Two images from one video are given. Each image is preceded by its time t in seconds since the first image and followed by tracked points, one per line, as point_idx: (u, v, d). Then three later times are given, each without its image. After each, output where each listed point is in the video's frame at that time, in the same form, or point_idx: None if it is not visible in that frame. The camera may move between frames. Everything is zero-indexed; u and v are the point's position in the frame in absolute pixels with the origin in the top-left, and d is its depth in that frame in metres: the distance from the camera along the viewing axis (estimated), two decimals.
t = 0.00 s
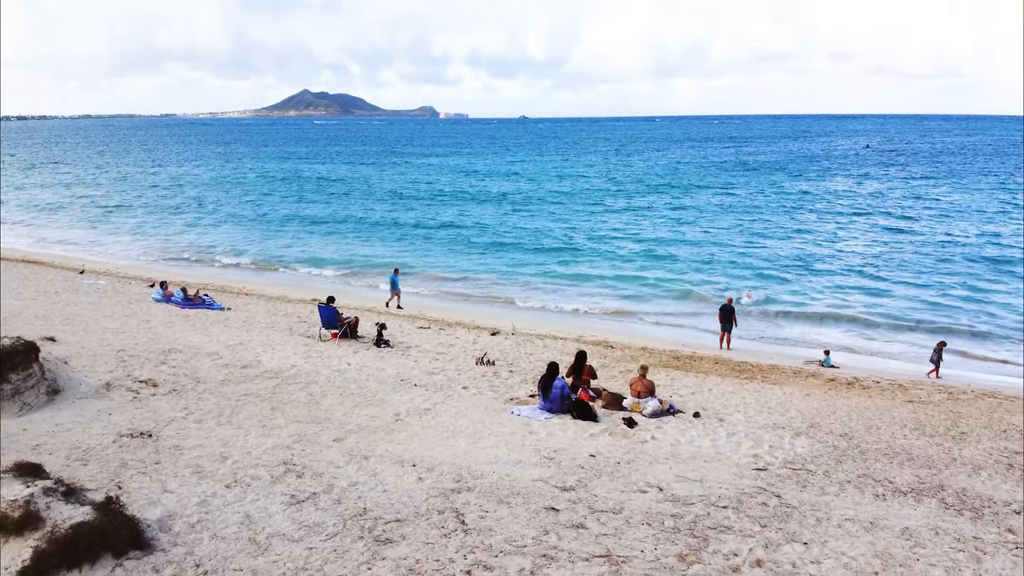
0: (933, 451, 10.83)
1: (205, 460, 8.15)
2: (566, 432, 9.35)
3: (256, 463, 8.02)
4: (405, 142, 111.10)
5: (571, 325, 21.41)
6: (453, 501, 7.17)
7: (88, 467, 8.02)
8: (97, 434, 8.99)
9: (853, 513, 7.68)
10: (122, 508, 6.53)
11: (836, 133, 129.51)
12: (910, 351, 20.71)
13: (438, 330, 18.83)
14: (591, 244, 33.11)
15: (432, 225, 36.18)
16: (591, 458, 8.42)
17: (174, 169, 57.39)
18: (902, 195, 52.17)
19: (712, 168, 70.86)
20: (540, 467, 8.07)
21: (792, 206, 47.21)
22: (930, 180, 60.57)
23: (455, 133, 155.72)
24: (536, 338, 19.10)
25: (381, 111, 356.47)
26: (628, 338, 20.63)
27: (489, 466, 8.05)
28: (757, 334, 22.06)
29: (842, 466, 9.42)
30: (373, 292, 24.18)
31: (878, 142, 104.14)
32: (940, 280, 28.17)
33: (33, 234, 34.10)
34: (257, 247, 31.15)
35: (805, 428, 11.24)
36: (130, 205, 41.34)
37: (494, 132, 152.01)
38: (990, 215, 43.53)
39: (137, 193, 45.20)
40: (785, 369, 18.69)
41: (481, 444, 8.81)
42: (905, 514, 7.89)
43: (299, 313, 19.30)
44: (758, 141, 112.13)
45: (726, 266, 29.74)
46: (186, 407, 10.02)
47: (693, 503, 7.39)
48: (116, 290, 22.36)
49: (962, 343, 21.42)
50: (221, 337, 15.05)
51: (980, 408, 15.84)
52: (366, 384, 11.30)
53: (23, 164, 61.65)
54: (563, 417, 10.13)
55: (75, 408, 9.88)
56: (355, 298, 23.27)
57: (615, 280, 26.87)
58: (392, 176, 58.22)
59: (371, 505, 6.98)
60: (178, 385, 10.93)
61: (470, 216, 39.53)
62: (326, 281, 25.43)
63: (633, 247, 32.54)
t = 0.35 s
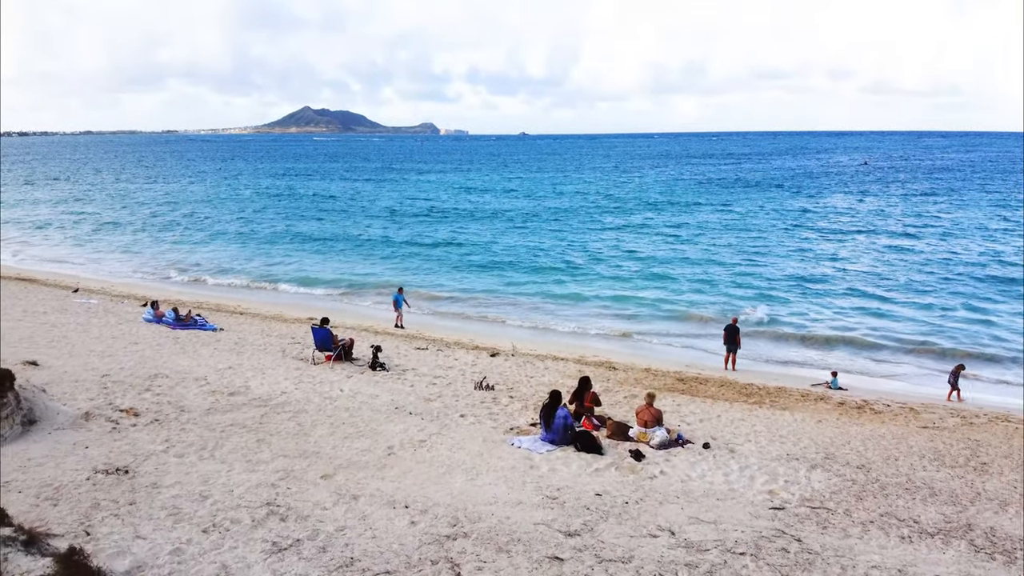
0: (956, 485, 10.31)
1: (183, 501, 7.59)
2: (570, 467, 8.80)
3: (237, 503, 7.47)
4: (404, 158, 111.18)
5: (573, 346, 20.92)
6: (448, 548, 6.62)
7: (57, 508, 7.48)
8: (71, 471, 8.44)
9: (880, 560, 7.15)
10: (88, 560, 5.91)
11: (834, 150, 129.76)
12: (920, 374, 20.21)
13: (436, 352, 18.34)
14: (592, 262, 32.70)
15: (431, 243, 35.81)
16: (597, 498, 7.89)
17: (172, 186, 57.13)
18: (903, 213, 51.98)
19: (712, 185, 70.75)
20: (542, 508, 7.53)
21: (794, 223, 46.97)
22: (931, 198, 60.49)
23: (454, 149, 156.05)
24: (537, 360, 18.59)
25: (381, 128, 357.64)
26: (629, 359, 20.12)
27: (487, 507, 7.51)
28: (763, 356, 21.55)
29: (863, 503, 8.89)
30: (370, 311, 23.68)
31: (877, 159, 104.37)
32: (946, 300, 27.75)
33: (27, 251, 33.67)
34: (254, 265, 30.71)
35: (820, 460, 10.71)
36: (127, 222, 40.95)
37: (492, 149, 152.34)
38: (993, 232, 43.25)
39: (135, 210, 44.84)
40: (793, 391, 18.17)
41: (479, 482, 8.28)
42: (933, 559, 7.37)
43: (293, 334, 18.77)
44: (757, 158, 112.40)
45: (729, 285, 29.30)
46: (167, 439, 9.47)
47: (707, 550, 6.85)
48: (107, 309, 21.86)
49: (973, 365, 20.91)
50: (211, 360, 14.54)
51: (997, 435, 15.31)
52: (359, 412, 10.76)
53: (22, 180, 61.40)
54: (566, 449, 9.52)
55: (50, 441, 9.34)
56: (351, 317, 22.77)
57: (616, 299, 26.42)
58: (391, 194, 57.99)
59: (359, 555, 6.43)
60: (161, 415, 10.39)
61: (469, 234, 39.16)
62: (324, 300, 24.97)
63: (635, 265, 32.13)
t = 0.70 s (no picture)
0: (981, 521, 9.78)
1: (157, 544, 7.05)
2: (574, 504, 8.28)
3: (215, 548, 6.93)
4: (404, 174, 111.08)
5: (574, 366, 20.38)
6: None
7: (22, 552, 6.95)
8: (41, 509, 7.89)
9: None
10: None
11: (832, 166, 130.02)
12: (931, 396, 19.70)
13: (434, 372, 17.82)
14: (593, 281, 32.23)
15: (430, 261, 35.38)
16: (604, 541, 7.36)
17: (170, 202, 56.74)
18: (905, 229, 51.69)
19: (712, 201, 70.51)
20: (545, 553, 7.01)
21: (796, 240, 46.61)
22: (931, 214, 60.24)
23: (454, 164, 156.11)
24: (538, 381, 18.05)
25: (381, 144, 359.10)
26: (633, 380, 19.59)
27: (486, 552, 6.98)
28: (769, 377, 21.03)
29: (886, 543, 8.38)
30: (367, 330, 23.17)
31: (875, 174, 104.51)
32: (953, 319, 27.30)
33: (20, 267, 33.21)
34: (250, 283, 30.23)
35: (837, 493, 10.18)
36: (123, 238, 40.51)
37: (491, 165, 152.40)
38: (997, 249, 42.88)
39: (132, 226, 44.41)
40: (801, 413, 17.64)
41: (477, 522, 7.74)
42: None
43: (287, 354, 18.23)
44: (755, 174, 112.33)
45: (732, 304, 28.85)
46: (146, 473, 8.94)
47: None
48: (98, 328, 21.35)
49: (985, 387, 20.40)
50: (199, 383, 14.00)
51: (1014, 461, 14.80)
52: (350, 441, 10.23)
53: (18, 195, 61.04)
54: (569, 482, 8.96)
55: (22, 474, 8.81)
56: (347, 336, 22.27)
57: (618, 318, 25.93)
58: (391, 209, 57.71)
59: None
60: (141, 445, 9.86)
61: (469, 251, 38.73)
62: (321, 319, 24.48)
63: (637, 283, 31.69)
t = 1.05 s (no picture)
0: (1011, 560, 9.23)
1: None
2: (581, 546, 7.76)
3: None
4: (404, 189, 110.96)
5: (577, 387, 19.83)
6: None
7: None
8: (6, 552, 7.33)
9: None
10: None
11: (830, 181, 130.01)
12: (945, 418, 19.18)
13: (432, 394, 17.28)
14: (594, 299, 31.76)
15: (430, 279, 34.94)
16: None
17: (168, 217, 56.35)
18: (908, 246, 51.29)
19: (713, 217, 70.21)
20: None
21: (798, 257, 46.16)
22: (933, 230, 59.87)
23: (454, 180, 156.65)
24: (539, 402, 17.52)
25: (381, 159, 359.75)
26: (638, 401, 19.05)
27: None
28: (777, 398, 20.50)
29: None
30: (364, 349, 22.64)
31: (875, 190, 104.26)
32: (961, 339, 26.84)
33: (14, 283, 32.74)
34: (246, 300, 29.75)
35: (858, 529, 9.64)
36: (119, 254, 40.05)
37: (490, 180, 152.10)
38: (1002, 266, 42.48)
39: (128, 242, 44.01)
40: (811, 436, 17.09)
41: (475, 567, 7.21)
42: None
43: (281, 375, 17.70)
44: (755, 189, 112.25)
45: (736, 323, 28.37)
46: (123, 510, 8.40)
47: None
48: (88, 348, 20.84)
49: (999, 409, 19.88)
50: (188, 407, 13.49)
51: None
52: (342, 473, 9.69)
53: (17, 210, 60.77)
54: (574, 518, 8.41)
55: None
56: (344, 355, 21.77)
57: (621, 337, 25.45)
58: (391, 225, 57.36)
59: None
60: (121, 478, 9.32)
61: (468, 268, 38.31)
62: (317, 338, 23.97)
63: (639, 301, 31.23)
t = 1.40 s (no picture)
0: None
1: None
2: None
3: None
4: (404, 203, 110.71)
5: (580, 406, 19.28)
6: None
7: None
8: None
9: None
10: None
11: (828, 195, 130.05)
12: (959, 439, 18.62)
13: (431, 414, 16.72)
14: (595, 318, 31.25)
15: (429, 295, 34.44)
16: None
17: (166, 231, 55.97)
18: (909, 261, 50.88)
19: (713, 232, 69.90)
20: None
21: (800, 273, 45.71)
22: (934, 245, 59.50)
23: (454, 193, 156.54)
24: (542, 423, 16.94)
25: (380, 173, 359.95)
26: (643, 420, 18.48)
27: None
28: (785, 418, 19.94)
29: None
30: (361, 367, 22.11)
31: (875, 204, 103.87)
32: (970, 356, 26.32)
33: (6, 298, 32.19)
34: (241, 316, 29.21)
35: (881, 565, 9.10)
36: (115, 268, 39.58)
37: (489, 195, 151.69)
38: (1007, 282, 42.03)
39: (124, 256, 43.54)
40: (822, 458, 16.54)
41: None
42: None
43: (276, 395, 17.16)
44: (755, 203, 112.12)
45: (742, 340, 27.83)
46: (99, 549, 7.86)
47: None
48: (78, 366, 20.26)
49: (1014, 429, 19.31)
50: (176, 431, 12.92)
51: None
52: (334, 506, 9.16)
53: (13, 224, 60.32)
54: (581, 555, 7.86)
55: None
56: (341, 372, 21.21)
57: (624, 355, 24.91)
58: (390, 240, 56.96)
59: None
60: (98, 513, 8.77)
61: (468, 284, 37.85)
62: (314, 355, 23.45)
63: (642, 318, 30.71)
